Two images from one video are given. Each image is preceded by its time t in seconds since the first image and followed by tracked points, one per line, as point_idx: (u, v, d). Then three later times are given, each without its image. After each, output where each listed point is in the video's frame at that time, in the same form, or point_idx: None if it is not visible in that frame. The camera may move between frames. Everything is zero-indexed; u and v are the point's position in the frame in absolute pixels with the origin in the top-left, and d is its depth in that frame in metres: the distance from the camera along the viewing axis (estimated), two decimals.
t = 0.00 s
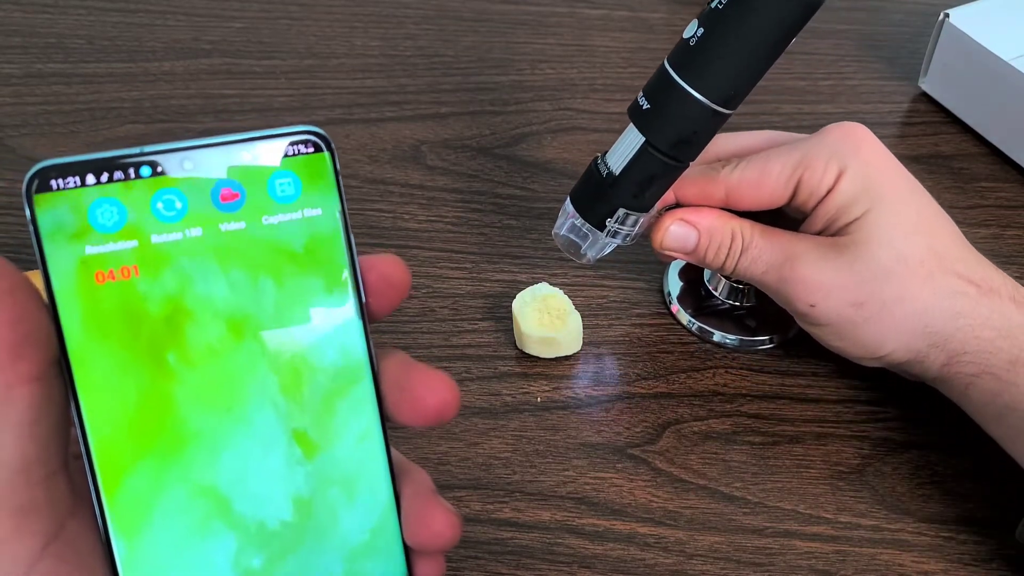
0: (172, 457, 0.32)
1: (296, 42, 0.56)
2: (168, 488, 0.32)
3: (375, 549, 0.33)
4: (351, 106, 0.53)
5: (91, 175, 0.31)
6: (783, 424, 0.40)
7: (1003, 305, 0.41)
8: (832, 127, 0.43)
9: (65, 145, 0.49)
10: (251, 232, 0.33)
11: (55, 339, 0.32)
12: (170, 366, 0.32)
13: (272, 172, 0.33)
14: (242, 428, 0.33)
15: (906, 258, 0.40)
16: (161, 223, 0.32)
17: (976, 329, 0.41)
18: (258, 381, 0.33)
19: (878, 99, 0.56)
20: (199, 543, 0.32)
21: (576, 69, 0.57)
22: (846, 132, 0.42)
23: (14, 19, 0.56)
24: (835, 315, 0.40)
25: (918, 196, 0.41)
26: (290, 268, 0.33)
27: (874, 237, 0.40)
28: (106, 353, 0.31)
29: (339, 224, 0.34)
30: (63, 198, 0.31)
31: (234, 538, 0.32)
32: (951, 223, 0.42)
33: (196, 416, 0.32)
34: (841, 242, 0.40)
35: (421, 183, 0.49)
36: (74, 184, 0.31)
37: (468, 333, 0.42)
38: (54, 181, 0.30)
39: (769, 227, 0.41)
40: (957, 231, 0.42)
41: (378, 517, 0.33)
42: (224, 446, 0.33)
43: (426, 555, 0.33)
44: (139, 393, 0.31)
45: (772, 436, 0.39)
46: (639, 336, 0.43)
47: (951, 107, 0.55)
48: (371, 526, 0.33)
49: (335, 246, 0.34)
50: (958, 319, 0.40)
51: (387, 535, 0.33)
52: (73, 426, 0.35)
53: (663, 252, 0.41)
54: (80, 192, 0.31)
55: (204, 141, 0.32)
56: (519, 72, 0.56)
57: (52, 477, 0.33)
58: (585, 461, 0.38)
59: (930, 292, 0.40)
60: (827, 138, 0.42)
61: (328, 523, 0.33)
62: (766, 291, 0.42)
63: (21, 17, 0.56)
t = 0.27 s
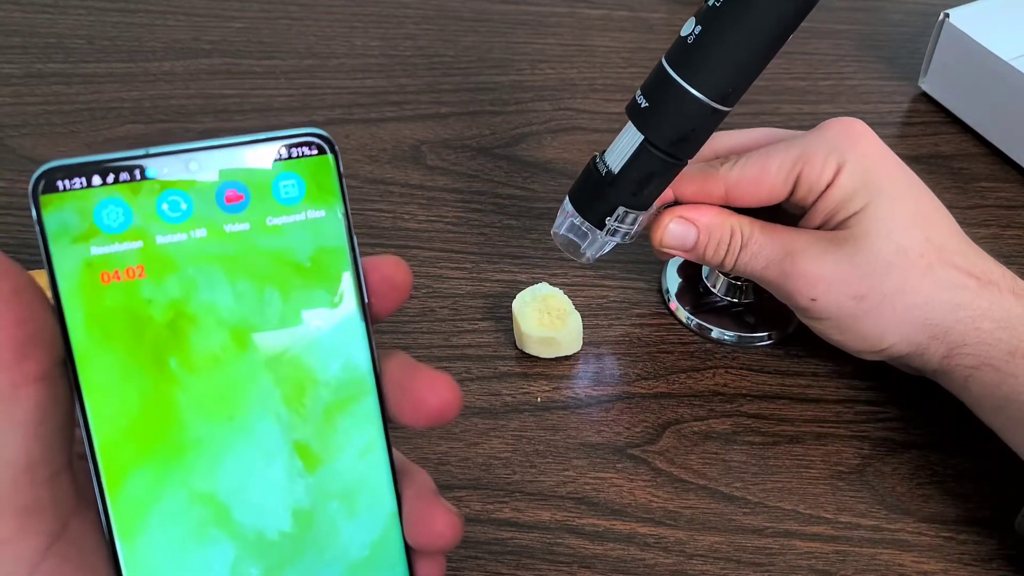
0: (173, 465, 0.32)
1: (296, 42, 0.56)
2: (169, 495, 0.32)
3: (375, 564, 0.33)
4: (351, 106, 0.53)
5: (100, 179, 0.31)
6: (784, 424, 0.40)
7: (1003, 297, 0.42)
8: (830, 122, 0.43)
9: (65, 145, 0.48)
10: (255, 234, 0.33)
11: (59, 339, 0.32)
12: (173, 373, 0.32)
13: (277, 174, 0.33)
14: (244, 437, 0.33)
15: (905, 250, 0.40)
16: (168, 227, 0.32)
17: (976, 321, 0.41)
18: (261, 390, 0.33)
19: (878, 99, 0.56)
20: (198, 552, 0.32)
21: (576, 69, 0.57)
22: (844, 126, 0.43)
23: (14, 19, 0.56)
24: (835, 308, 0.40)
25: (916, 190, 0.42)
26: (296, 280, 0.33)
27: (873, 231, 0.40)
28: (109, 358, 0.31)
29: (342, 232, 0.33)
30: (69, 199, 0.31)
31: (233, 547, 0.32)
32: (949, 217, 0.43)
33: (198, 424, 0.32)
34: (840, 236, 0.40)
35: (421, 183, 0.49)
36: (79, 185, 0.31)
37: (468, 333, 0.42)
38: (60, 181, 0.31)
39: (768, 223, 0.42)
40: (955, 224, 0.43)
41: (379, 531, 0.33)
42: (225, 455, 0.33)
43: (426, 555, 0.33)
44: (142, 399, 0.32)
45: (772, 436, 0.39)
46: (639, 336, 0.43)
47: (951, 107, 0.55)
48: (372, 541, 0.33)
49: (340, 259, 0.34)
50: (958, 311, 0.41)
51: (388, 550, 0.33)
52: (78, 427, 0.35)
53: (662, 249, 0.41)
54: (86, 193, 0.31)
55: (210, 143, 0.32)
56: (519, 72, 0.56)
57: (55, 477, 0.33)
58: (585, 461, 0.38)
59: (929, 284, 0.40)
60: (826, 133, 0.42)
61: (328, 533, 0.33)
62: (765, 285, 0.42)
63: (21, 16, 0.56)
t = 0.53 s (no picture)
0: (164, 451, 0.32)
1: (296, 42, 0.56)
2: (159, 481, 0.32)
3: (365, 556, 0.33)
4: (351, 106, 0.53)
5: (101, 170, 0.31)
6: (784, 424, 0.40)
7: (1000, 292, 0.42)
8: (829, 118, 0.43)
9: (65, 145, 0.48)
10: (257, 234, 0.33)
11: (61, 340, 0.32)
12: (165, 359, 0.32)
13: (280, 175, 0.33)
14: (236, 425, 0.33)
15: (904, 246, 0.40)
16: (171, 228, 0.32)
17: (975, 317, 0.41)
18: (254, 379, 0.33)
19: (878, 99, 0.56)
20: (187, 539, 0.32)
21: (576, 69, 0.57)
22: (843, 123, 0.43)
23: (14, 19, 0.56)
24: (835, 305, 0.40)
25: (915, 186, 0.42)
26: (292, 271, 0.33)
27: (872, 227, 0.40)
28: (101, 342, 0.31)
29: (345, 234, 0.34)
30: (72, 198, 0.31)
31: (223, 535, 0.32)
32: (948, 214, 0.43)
33: (190, 410, 0.32)
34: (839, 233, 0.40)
35: (421, 183, 0.49)
36: (83, 186, 0.31)
37: (468, 333, 0.42)
38: (64, 182, 0.30)
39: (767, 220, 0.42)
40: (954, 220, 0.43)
41: (370, 523, 0.33)
42: (216, 443, 0.32)
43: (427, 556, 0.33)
44: (134, 384, 0.31)
45: (772, 436, 0.39)
46: (639, 336, 0.43)
47: (951, 107, 0.55)
48: (363, 533, 0.33)
49: (339, 252, 0.34)
50: (956, 307, 0.41)
51: (378, 543, 0.33)
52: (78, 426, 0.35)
53: (662, 246, 0.41)
54: (89, 193, 0.31)
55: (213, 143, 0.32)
56: (519, 72, 0.56)
57: (57, 476, 0.33)
58: (585, 461, 0.38)
59: (928, 280, 0.41)
60: (824, 130, 0.42)
61: (320, 526, 0.33)
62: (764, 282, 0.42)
63: (22, 16, 0.56)
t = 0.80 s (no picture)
0: (151, 433, 0.32)
1: (296, 42, 0.56)
2: (146, 463, 0.32)
3: (355, 541, 0.33)
4: (351, 106, 0.53)
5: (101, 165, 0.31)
6: (784, 424, 0.40)
7: (997, 285, 0.42)
8: (824, 115, 0.43)
9: (65, 145, 0.48)
10: (255, 234, 0.33)
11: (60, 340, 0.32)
12: (154, 341, 0.32)
13: (278, 175, 0.33)
14: (225, 408, 0.33)
15: (902, 240, 0.40)
16: (170, 228, 0.32)
17: (973, 310, 0.42)
18: (244, 362, 0.33)
19: (878, 99, 0.56)
20: (176, 522, 0.32)
21: (576, 69, 0.57)
22: (838, 120, 0.43)
23: (14, 19, 0.56)
24: (834, 299, 0.40)
25: (911, 180, 0.42)
26: (282, 255, 0.33)
27: (871, 221, 0.40)
28: (88, 322, 0.31)
29: (341, 230, 0.33)
30: (70, 199, 0.30)
31: (212, 518, 0.32)
32: (944, 207, 0.43)
33: (178, 392, 0.32)
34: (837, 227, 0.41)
35: (421, 183, 0.49)
36: (81, 186, 0.31)
37: (468, 333, 0.42)
38: (62, 182, 0.30)
39: (765, 215, 0.42)
40: (950, 213, 0.43)
41: (360, 509, 0.33)
42: (205, 426, 0.32)
43: (426, 555, 0.33)
44: (122, 366, 0.31)
45: (772, 436, 0.39)
46: (639, 336, 0.43)
47: (951, 106, 0.55)
48: (352, 518, 0.33)
49: (331, 237, 0.33)
50: (954, 300, 0.41)
51: (369, 530, 0.33)
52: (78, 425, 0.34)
53: (660, 241, 0.41)
54: (88, 194, 0.31)
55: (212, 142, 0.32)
56: (519, 72, 0.56)
57: (57, 476, 0.33)
58: (585, 461, 0.38)
59: (926, 274, 0.41)
60: (820, 127, 0.42)
61: (310, 512, 0.33)
62: (762, 277, 0.43)
63: (22, 16, 0.56)
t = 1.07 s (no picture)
0: (132, 421, 0.32)
1: (296, 42, 0.56)
2: (127, 452, 0.31)
3: (336, 537, 0.33)
4: (351, 106, 0.53)
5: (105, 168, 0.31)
6: (784, 424, 0.40)
7: (993, 278, 0.43)
8: (820, 111, 0.43)
9: (65, 145, 0.48)
10: (255, 235, 0.33)
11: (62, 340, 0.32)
12: (139, 330, 0.32)
13: (278, 175, 0.33)
14: (209, 399, 0.33)
15: (898, 235, 0.40)
16: (171, 228, 0.32)
17: (969, 303, 0.42)
18: (228, 354, 0.33)
19: (878, 99, 0.56)
20: (157, 511, 0.32)
21: (576, 69, 0.57)
22: (834, 115, 0.43)
23: (14, 19, 0.56)
24: (831, 295, 0.41)
25: (907, 175, 0.42)
26: (273, 250, 0.33)
27: (867, 217, 0.40)
28: (69, 307, 0.31)
29: (341, 230, 0.33)
30: (71, 199, 0.30)
31: (192, 509, 0.32)
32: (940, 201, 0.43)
33: (159, 380, 0.32)
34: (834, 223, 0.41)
35: (421, 183, 0.49)
36: (82, 186, 0.31)
37: (468, 333, 0.42)
38: (63, 183, 0.30)
39: (762, 211, 0.42)
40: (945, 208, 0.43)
41: (344, 505, 0.33)
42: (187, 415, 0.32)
43: (425, 553, 0.33)
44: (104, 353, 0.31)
45: (772, 437, 0.39)
46: (639, 336, 0.43)
47: (950, 106, 0.55)
48: (335, 513, 0.33)
49: (324, 237, 0.33)
50: (951, 293, 0.41)
51: (352, 526, 0.33)
52: (78, 426, 0.34)
53: (658, 236, 0.41)
54: (89, 194, 0.31)
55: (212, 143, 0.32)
56: (519, 72, 0.56)
57: (59, 476, 0.33)
58: (585, 461, 0.38)
59: (923, 268, 0.41)
60: (816, 122, 0.42)
61: (293, 506, 0.33)
62: (759, 272, 0.43)
63: (22, 17, 0.56)
